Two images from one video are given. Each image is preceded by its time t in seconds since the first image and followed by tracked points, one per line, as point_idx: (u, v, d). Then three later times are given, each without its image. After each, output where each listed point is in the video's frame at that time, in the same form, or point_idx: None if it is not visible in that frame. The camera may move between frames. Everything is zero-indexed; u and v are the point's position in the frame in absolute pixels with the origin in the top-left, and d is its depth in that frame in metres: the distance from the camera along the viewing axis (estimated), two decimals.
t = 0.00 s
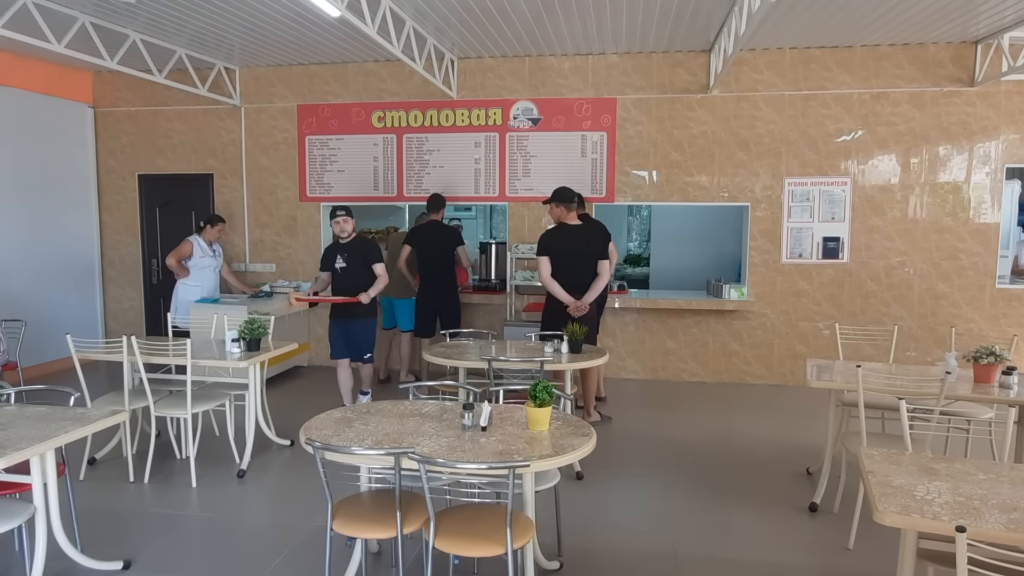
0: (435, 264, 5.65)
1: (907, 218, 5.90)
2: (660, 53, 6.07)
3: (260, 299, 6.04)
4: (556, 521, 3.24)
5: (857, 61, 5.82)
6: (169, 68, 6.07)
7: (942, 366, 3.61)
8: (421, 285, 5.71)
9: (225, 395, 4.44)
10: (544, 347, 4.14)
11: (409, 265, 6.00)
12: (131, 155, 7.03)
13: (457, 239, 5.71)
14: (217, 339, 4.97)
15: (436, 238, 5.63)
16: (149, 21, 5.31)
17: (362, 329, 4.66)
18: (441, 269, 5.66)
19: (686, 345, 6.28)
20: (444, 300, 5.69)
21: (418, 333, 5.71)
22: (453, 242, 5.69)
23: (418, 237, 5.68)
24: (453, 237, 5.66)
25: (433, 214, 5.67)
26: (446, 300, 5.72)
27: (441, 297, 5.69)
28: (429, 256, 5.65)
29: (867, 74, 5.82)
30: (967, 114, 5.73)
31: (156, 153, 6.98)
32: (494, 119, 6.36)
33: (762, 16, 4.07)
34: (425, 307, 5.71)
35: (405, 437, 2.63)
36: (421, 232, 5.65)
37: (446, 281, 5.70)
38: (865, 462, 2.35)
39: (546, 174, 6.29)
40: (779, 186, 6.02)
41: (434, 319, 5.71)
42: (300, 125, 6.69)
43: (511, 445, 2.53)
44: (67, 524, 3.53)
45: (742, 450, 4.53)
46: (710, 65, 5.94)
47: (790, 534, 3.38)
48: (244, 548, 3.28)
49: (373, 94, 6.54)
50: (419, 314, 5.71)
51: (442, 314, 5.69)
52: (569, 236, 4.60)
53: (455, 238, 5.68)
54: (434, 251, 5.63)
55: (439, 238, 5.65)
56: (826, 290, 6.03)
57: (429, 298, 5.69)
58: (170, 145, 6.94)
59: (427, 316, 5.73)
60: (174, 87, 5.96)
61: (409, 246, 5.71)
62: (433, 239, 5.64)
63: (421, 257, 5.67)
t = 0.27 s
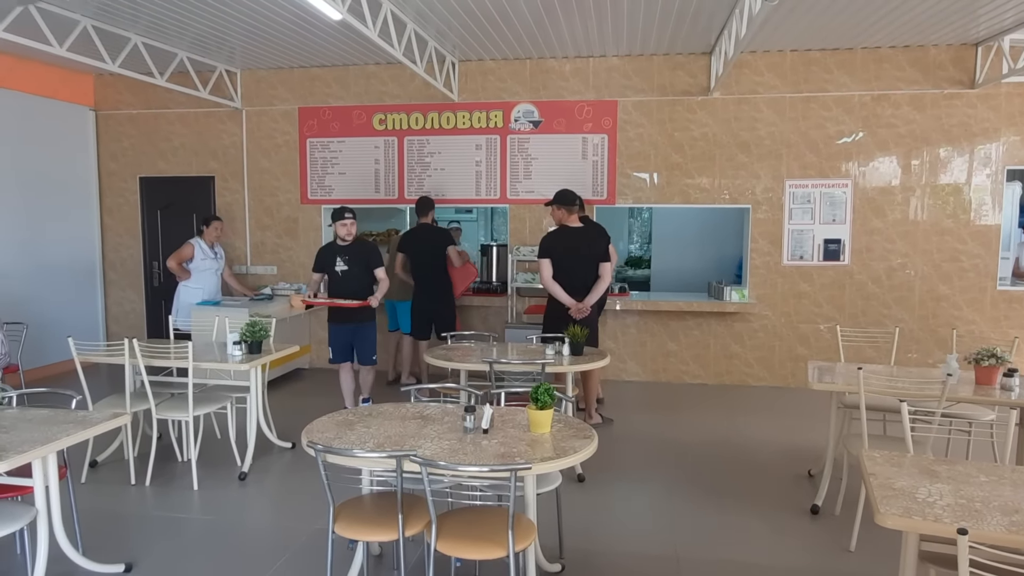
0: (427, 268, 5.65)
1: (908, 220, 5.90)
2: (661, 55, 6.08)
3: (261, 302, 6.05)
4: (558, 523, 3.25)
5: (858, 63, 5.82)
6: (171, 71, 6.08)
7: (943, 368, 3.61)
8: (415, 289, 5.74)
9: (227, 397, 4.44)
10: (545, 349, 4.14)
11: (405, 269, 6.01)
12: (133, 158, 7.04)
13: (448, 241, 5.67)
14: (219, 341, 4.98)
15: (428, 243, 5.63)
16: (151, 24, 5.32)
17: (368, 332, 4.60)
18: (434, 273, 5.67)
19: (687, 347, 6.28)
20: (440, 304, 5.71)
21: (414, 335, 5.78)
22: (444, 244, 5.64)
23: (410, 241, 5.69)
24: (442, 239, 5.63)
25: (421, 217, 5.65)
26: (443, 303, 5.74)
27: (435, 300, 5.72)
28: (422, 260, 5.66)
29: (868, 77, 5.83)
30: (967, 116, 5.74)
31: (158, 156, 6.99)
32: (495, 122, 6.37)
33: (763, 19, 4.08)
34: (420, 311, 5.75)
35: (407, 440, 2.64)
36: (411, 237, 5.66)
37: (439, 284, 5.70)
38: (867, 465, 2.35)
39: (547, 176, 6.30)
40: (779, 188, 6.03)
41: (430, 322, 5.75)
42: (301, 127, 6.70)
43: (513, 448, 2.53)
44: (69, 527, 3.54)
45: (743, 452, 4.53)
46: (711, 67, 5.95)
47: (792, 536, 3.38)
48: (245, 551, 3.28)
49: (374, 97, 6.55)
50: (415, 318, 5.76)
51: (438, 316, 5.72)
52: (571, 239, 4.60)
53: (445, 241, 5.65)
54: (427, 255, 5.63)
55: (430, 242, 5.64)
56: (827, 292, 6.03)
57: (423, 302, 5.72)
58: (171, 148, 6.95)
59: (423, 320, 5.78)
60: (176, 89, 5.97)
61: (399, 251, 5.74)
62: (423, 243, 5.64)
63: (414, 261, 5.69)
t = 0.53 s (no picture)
0: (424, 270, 5.67)
1: (909, 222, 5.90)
2: (662, 57, 6.08)
3: (262, 304, 6.05)
4: (560, 525, 3.25)
5: (859, 65, 5.83)
6: (172, 73, 6.08)
7: (945, 370, 3.61)
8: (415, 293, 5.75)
9: (228, 399, 4.44)
10: (546, 352, 4.14)
11: (403, 270, 6.04)
12: (134, 160, 7.05)
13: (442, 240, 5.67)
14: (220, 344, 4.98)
15: (424, 245, 5.65)
16: (153, 27, 5.32)
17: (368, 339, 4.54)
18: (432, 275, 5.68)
19: (688, 349, 6.28)
20: (440, 306, 5.72)
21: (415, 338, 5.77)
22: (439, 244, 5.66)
23: (407, 244, 5.71)
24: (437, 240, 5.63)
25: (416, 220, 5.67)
26: (443, 305, 5.75)
27: (435, 303, 5.73)
28: (420, 263, 5.67)
29: (868, 78, 5.83)
30: (968, 118, 5.74)
31: (159, 158, 7.00)
32: (495, 124, 6.37)
33: (763, 21, 4.08)
34: (421, 314, 5.75)
35: (408, 442, 2.64)
36: (407, 239, 5.68)
37: (438, 286, 5.70)
38: (869, 467, 2.34)
39: (548, 178, 6.30)
40: (780, 190, 6.03)
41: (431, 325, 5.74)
42: (302, 130, 6.71)
43: (514, 451, 2.53)
44: (69, 530, 3.54)
45: (745, 454, 4.53)
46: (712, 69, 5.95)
47: (793, 539, 3.37)
48: (246, 554, 3.28)
49: (375, 99, 6.55)
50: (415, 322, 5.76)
51: (438, 319, 5.72)
52: (572, 241, 4.61)
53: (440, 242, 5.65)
54: (424, 257, 5.65)
55: (427, 245, 5.65)
56: (828, 294, 6.02)
57: (423, 306, 5.73)
58: (173, 150, 6.96)
59: (424, 323, 5.78)
60: (177, 92, 5.97)
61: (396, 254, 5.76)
62: (420, 245, 5.65)
63: (412, 264, 5.70)
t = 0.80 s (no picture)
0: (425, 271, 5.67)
1: (910, 222, 5.89)
2: (662, 58, 6.08)
3: (262, 306, 6.05)
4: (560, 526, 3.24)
5: (859, 65, 5.82)
6: (173, 75, 6.09)
7: (947, 371, 3.60)
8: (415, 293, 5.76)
9: (228, 401, 4.43)
10: (546, 353, 4.14)
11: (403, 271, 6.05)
12: (134, 162, 7.06)
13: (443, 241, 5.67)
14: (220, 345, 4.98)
15: (423, 245, 5.65)
16: (153, 28, 5.33)
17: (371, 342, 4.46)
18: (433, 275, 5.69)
19: (688, 350, 6.27)
20: (441, 307, 5.72)
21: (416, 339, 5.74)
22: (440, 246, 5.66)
23: (408, 245, 5.70)
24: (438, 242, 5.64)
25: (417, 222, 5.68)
26: (443, 306, 5.75)
27: (435, 304, 5.73)
28: (422, 264, 5.66)
29: (869, 79, 5.83)
30: (969, 118, 5.73)
31: (160, 160, 7.00)
32: (496, 125, 6.37)
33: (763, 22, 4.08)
34: (421, 315, 5.75)
35: (408, 444, 2.63)
36: (408, 241, 5.68)
37: (439, 286, 5.71)
38: (870, 468, 2.34)
39: (549, 179, 6.30)
40: (781, 191, 6.02)
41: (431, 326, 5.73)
42: (302, 131, 6.71)
43: (515, 452, 2.53)
44: (70, 531, 3.53)
45: (746, 456, 4.52)
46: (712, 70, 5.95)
47: (795, 540, 3.36)
48: (246, 555, 3.27)
49: (375, 101, 6.56)
50: (417, 323, 5.75)
51: (439, 320, 5.72)
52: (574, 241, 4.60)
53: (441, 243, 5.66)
54: (426, 259, 5.65)
55: (428, 246, 5.65)
56: (829, 294, 6.02)
57: (424, 307, 5.73)
58: (173, 152, 6.96)
59: (424, 324, 5.77)
60: (177, 94, 5.97)
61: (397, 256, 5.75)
62: (421, 246, 5.65)
63: (413, 265, 5.69)
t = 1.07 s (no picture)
0: (429, 271, 5.68)
1: (910, 223, 5.88)
2: (662, 59, 6.08)
3: (262, 307, 6.05)
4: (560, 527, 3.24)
5: (859, 66, 5.82)
6: (173, 76, 6.09)
7: (948, 372, 3.59)
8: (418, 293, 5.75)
9: (228, 402, 4.43)
10: (546, 353, 4.13)
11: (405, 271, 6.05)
12: (135, 163, 7.06)
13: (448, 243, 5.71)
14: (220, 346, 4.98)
15: (427, 246, 5.65)
16: (154, 30, 5.33)
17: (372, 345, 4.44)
18: (436, 275, 5.69)
19: (689, 351, 6.26)
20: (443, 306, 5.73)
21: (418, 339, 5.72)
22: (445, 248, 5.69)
23: (412, 245, 5.69)
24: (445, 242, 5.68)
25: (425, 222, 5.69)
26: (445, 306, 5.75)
27: (438, 304, 5.72)
28: (426, 264, 5.67)
29: (869, 79, 5.82)
30: (969, 119, 5.72)
31: (160, 161, 7.00)
32: (495, 126, 6.37)
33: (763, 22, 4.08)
34: (424, 314, 5.73)
35: (407, 444, 2.63)
36: (413, 240, 5.67)
37: (442, 286, 5.72)
38: (871, 469, 2.33)
39: (549, 180, 6.30)
40: (781, 191, 6.02)
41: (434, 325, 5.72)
42: (302, 132, 6.71)
43: (514, 453, 2.52)
44: (69, 532, 3.53)
45: (746, 456, 4.51)
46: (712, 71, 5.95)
47: (795, 541, 3.35)
48: (246, 556, 3.27)
49: (375, 102, 6.56)
50: (418, 323, 5.73)
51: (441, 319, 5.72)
52: (575, 243, 4.60)
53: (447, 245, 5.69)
54: (430, 258, 5.67)
55: (433, 246, 5.66)
56: (829, 295, 6.01)
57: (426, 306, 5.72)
58: (174, 153, 6.97)
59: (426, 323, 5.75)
60: (177, 95, 5.98)
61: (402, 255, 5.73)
62: (427, 246, 5.66)
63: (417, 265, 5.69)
